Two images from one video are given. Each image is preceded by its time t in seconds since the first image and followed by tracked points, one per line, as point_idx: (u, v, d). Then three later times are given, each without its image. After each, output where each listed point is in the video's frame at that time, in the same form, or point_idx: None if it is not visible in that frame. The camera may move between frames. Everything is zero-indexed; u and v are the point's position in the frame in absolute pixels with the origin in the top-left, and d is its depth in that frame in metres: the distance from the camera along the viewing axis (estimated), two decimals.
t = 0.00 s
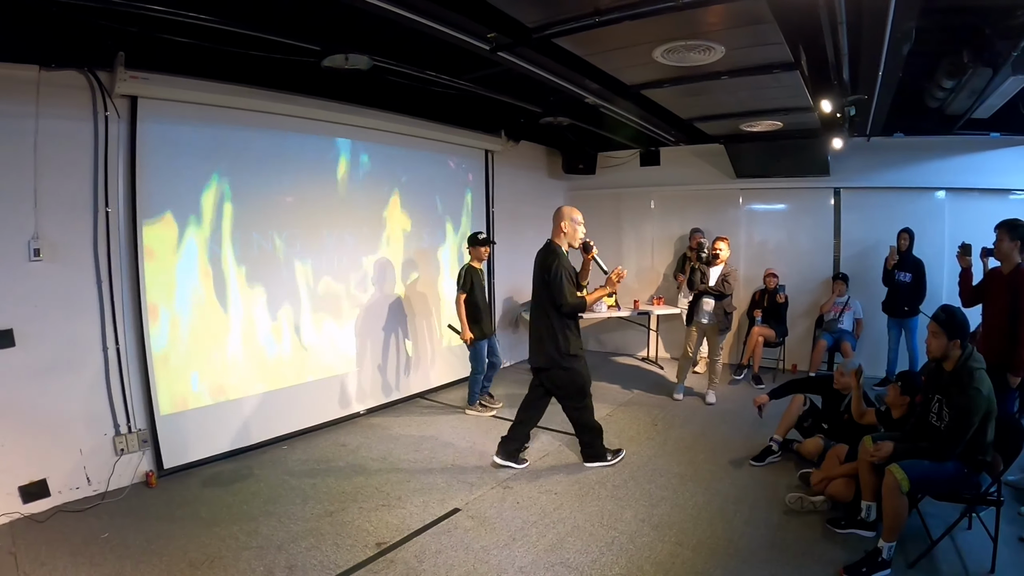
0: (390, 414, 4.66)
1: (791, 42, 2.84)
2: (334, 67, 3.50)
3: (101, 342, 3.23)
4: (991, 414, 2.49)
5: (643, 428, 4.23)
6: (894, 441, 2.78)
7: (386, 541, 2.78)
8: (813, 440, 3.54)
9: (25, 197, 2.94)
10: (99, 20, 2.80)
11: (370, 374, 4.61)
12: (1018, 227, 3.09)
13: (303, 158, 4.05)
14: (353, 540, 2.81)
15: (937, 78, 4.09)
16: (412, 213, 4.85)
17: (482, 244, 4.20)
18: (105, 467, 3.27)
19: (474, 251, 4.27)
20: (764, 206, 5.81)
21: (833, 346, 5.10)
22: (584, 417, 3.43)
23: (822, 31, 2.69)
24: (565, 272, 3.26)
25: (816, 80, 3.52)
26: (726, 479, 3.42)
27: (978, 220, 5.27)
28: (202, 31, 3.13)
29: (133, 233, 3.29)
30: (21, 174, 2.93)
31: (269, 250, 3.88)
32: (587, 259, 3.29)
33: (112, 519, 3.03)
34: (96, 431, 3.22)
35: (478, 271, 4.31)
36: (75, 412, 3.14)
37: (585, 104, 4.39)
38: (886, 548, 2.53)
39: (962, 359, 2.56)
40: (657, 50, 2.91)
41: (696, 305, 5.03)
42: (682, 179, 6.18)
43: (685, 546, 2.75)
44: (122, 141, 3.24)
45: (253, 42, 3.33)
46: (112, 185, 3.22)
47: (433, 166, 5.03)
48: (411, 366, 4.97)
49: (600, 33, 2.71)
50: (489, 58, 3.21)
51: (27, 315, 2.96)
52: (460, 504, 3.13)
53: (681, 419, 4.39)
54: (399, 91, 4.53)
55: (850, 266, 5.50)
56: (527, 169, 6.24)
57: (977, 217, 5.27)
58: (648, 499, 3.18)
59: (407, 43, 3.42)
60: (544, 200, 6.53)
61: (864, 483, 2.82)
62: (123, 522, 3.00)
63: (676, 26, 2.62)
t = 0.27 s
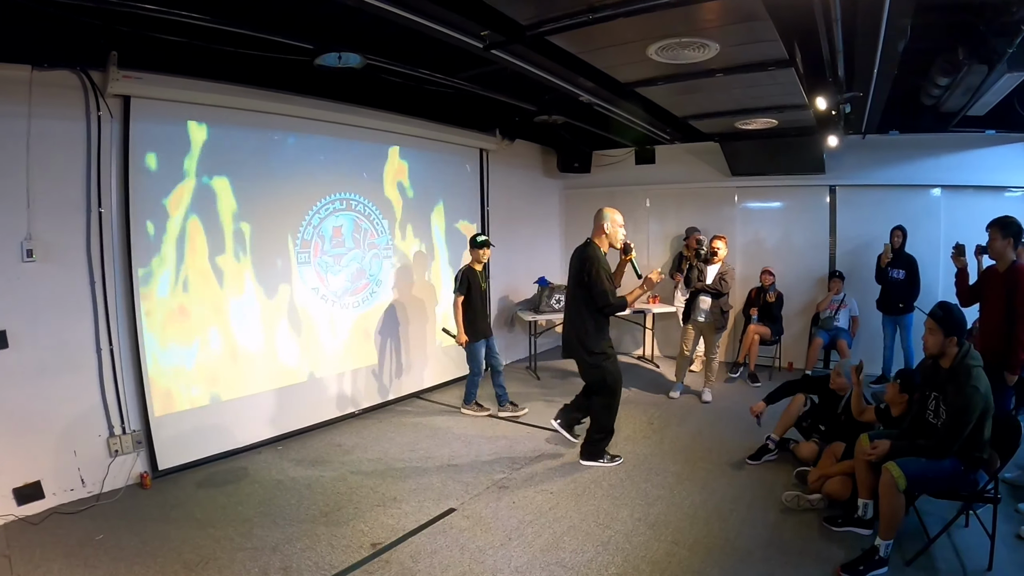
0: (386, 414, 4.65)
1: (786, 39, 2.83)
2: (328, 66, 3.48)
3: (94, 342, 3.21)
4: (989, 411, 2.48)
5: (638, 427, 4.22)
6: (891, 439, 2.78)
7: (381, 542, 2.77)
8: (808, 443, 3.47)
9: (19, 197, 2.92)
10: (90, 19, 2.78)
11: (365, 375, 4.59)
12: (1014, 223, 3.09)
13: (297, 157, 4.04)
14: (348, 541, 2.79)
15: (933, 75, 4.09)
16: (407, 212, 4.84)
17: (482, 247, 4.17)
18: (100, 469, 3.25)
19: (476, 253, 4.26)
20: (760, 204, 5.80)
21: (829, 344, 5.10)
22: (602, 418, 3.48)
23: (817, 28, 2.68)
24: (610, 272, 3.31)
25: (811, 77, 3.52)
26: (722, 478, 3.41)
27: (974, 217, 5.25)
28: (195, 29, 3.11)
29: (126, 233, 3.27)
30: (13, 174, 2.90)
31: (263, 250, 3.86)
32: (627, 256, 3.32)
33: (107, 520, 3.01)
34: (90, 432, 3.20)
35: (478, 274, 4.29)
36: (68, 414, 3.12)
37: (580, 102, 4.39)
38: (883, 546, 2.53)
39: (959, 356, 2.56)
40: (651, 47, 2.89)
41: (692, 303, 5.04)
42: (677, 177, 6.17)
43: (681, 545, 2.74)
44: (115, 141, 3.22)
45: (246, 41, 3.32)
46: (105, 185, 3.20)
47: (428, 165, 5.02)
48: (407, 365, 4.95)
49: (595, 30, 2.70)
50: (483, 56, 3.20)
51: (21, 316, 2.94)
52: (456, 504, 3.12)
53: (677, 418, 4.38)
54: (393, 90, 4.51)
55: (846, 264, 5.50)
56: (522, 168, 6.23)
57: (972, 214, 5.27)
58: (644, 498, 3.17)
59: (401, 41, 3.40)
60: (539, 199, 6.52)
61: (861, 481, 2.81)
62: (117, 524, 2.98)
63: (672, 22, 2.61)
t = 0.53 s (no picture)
0: (381, 413, 4.64)
1: (780, 38, 2.83)
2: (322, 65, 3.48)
3: (88, 342, 3.20)
4: (983, 410, 2.49)
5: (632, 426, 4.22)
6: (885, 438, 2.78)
7: (376, 541, 2.77)
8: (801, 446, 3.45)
9: (11, 197, 2.91)
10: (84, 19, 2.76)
11: (359, 374, 4.59)
12: (1006, 222, 3.10)
13: (291, 156, 4.03)
14: (343, 541, 2.79)
15: (927, 75, 4.10)
16: (401, 211, 4.84)
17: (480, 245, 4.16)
18: (94, 469, 3.23)
19: (473, 253, 4.24)
20: (754, 204, 5.81)
21: (823, 343, 5.11)
22: (599, 413, 3.51)
23: (811, 28, 2.69)
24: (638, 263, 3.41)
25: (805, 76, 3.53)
26: (716, 477, 3.41)
27: (968, 216, 5.27)
28: (188, 28, 3.10)
29: (120, 233, 3.26)
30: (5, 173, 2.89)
31: (258, 249, 3.85)
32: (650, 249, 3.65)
33: (101, 521, 3.00)
34: (83, 432, 3.19)
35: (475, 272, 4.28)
36: (62, 414, 3.11)
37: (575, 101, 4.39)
38: (877, 545, 2.53)
39: (953, 354, 2.56)
40: (645, 46, 2.90)
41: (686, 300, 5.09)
42: (671, 176, 6.18)
43: (675, 544, 2.74)
44: (109, 141, 3.21)
45: (240, 40, 3.31)
46: (98, 184, 3.19)
47: (423, 164, 5.02)
48: (401, 365, 4.95)
49: (589, 29, 2.70)
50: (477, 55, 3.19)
51: (14, 316, 2.93)
52: (450, 503, 3.11)
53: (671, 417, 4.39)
54: (387, 89, 4.51)
55: (840, 263, 5.52)
56: (516, 167, 6.23)
57: (966, 213, 5.28)
58: (639, 497, 3.18)
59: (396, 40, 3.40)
60: (534, 198, 6.53)
61: (855, 479, 2.81)
62: (112, 524, 2.97)
63: (667, 21, 2.61)
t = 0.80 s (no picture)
0: (375, 413, 4.63)
1: (774, 37, 2.83)
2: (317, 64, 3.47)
3: (82, 343, 3.18)
4: (977, 407, 2.50)
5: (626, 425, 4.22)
6: (879, 436, 2.79)
7: (371, 541, 2.76)
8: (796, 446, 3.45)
9: (3, 197, 2.90)
10: (77, 18, 2.74)
11: (354, 374, 4.58)
12: (999, 220, 3.10)
13: (285, 155, 4.02)
14: (337, 541, 2.78)
15: (921, 74, 4.11)
16: (396, 211, 4.84)
17: (477, 244, 4.14)
18: (87, 470, 3.22)
19: (472, 253, 4.21)
20: (748, 203, 5.82)
21: (817, 342, 5.12)
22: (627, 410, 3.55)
23: (805, 27, 2.69)
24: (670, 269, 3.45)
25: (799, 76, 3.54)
26: (711, 476, 3.42)
27: (962, 215, 5.30)
28: (182, 27, 3.09)
29: (113, 233, 3.25)
30: None
31: (252, 249, 3.84)
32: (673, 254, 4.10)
33: (96, 522, 2.98)
34: (77, 433, 3.17)
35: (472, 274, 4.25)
36: (54, 415, 3.09)
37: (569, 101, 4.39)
38: (871, 543, 2.54)
39: (947, 353, 2.57)
40: (639, 46, 2.90)
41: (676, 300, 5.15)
42: (665, 176, 6.19)
43: (670, 543, 2.74)
44: (102, 141, 3.20)
45: (234, 39, 3.30)
46: (91, 184, 3.18)
47: (417, 163, 5.01)
48: (396, 365, 4.94)
49: (583, 28, 2.70)
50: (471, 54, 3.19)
51: (7, 317, 2.91)
52: (445, 503, 3.11)
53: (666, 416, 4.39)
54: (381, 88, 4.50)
55: (834, 262, 5.53)
56: (510, 167, 6.23)
57: (960, 212, 5.30)
58: (633, 496, 3.18)
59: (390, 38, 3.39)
60: (528, 198, 6.53)
61: (849, 478, 2.82)
62: (106, 526, 2.96)
63: (661, 20, 2.61)
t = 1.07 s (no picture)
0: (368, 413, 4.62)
1: (765, 38, 2.85)
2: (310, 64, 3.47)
3: (73, 342, 3.17)
4: (966, 406, 2.52)
5: (617, 424, 4.23)
6: (869, 434, 2.81)
7: (363, 541, 2.76)
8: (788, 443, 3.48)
9: None
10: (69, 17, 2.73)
11: (347, 373, 4.58)
12: (988, 221, 3.12)
13: (277, 154, 4.01)
14: (330, 540, 2.78)
15: (912, 76, 4.13)
16: (388, 211, 4.84)
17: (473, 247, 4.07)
18: (79, 470, 3.20)
19: (467, 253, 4.16)
20: (740, 203, 5.84)
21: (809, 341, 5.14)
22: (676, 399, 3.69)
23: (796, 29, 2.70)
24: (688, 265, 3.54)
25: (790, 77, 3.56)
26: (703, 475, 3.43)
27: (952, 216, 5.33)
28: (174, 26, 3.07)
29: (104, 232, 3.23)
30: None
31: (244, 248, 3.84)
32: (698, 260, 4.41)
33: (88, 522, 2.97)
34: (69, 433, 3.16)
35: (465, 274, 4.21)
36: (46, 415, 3.07)
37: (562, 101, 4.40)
38: (862, 541, 2.56)
39: (936, 352, 2.59)
40: (631, 46, 2.91)
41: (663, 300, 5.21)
42: (658, 176, 6.20)
43: (662, 541, 2.75)
44: (94, 139, 3.19)
45: (227, 38, 3.29)
46: (83, 183, 3.16)
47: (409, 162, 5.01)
48: (388, 365, 4.94)
49: (577, 28, 2.70)
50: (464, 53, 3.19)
51: None
52: (437, 502, 3.12)
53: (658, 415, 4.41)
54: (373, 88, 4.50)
55: (825, 262, 5.56)
56: (503, 167, 6.24)
57: (951, 212, 5.33)
58: (625, 495, 3.19)
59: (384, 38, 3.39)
60: (521, 197, 6.53)
61: (840, 476, 2.84)
62: (98, 526, 2.95)
63: (654, 21, 2.61)
